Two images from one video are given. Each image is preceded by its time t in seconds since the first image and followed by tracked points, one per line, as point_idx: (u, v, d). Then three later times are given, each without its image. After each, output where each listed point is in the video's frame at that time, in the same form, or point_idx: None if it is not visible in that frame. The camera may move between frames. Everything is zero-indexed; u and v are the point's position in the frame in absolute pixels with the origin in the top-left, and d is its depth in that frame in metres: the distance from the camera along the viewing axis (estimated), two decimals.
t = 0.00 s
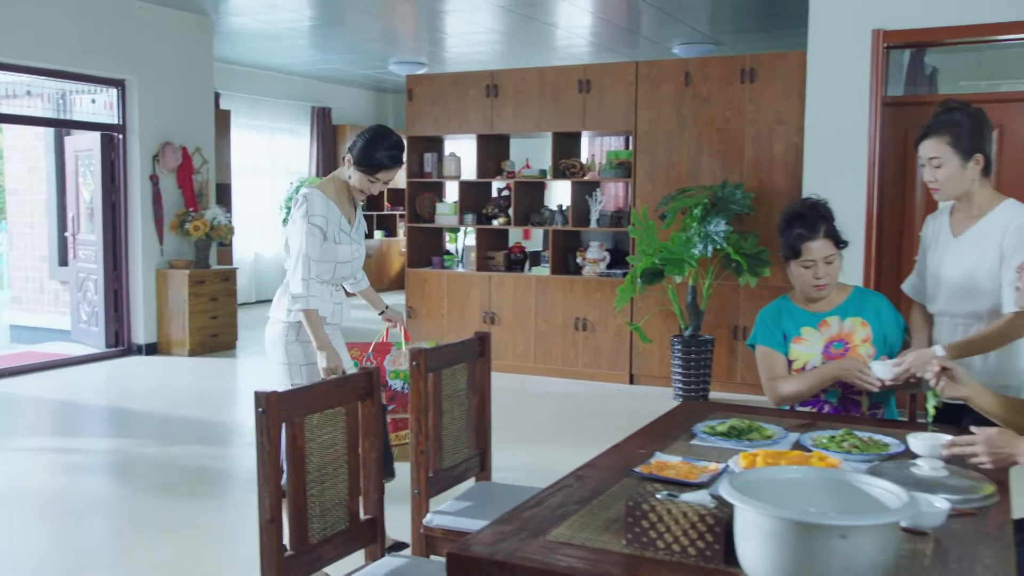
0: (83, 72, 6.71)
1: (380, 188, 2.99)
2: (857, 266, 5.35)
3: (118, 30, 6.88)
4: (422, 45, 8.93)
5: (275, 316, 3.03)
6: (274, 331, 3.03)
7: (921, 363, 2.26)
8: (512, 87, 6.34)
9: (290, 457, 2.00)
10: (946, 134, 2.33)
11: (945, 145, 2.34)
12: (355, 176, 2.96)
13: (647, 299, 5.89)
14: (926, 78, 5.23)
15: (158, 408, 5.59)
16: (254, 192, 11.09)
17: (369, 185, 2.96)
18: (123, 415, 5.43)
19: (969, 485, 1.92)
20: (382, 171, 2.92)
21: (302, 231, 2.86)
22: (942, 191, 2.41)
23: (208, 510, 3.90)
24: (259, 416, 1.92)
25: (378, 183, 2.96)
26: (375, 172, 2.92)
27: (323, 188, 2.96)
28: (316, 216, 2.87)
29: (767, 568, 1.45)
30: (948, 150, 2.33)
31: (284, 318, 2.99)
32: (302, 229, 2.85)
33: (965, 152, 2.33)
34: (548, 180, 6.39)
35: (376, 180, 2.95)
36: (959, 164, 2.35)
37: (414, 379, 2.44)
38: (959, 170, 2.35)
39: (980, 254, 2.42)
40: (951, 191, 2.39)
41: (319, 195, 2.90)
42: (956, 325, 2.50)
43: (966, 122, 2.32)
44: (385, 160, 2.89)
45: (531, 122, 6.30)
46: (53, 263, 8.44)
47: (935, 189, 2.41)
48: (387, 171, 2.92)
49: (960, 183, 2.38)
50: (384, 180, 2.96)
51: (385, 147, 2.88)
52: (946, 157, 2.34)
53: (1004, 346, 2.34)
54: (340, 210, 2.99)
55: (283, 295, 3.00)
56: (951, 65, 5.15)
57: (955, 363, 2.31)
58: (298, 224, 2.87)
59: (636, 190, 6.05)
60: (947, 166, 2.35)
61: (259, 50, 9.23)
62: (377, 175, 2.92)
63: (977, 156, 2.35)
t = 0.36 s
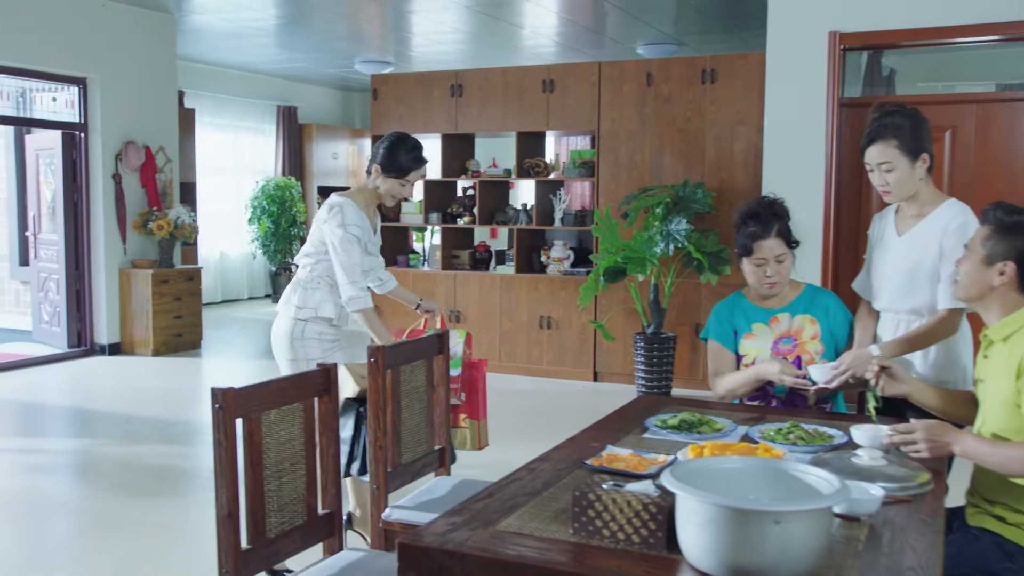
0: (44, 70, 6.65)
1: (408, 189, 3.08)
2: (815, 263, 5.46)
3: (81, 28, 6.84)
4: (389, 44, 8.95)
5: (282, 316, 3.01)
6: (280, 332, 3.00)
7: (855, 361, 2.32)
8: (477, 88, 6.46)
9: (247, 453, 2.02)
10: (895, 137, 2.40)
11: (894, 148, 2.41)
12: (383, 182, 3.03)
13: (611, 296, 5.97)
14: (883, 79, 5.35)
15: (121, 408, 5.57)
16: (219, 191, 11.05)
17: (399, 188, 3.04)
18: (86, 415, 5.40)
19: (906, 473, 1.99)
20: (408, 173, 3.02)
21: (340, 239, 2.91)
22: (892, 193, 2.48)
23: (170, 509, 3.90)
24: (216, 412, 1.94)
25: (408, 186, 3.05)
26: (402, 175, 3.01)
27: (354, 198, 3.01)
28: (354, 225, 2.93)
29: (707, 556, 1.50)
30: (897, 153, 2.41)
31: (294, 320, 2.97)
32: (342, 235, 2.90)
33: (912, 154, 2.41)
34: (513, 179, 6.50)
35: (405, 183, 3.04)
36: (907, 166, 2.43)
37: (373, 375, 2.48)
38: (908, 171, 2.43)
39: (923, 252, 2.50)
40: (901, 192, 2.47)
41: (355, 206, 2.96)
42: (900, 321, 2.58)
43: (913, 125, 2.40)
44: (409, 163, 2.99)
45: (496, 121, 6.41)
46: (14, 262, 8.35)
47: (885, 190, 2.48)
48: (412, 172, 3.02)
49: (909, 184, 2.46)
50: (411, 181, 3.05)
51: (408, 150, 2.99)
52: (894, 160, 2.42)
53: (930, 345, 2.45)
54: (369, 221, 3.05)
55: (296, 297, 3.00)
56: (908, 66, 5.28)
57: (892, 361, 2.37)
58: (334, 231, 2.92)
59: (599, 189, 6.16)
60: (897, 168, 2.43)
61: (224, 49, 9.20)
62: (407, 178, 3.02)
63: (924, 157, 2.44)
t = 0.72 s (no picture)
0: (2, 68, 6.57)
1: (423, 203, 3.12)
2: (775, 262, 5.56)
3: (42, 26, 6.78)
4: (355, 44, 8.95)
5: (301, 330, 3.12)
6: (300, 345, 3.12)
7: (791, 373, 2.40)
8: (441, 88, 6.55)
9: (205, 449, 2.04)
10: (842, 139, 2.47)
11: (842, 150, 2.48)
12: (397, 199, 3.09)
13: (575, 296, 6.04)
14: (842, 81, 5.45)
15: (83, 409, 5.53)
16: (184, 191, 10.99)
17: (413, 203, 3.08)
18: (46, 416, 5.36)
19: (850, 464, 2.01)
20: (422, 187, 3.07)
21: (357, 254, 2.98)
22: (840, 194, 2.55)
23: (132, 510, 3.89)
24: (173, 410, 1.96)
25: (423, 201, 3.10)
26: (416, 189, 3.06)
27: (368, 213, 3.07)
28: (370, 240, 3.00)
29: (653, 545, 1.50)
30: (844, 155, 2.48)
31: (312, 333, 3.09)
32: (358, 251, 2.98)
33: (858, 155, 2.48)
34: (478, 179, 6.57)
35: (420, 198, 3.08)
36: (854, 168, 2.50)
37: (332, 373, 2.50)
38: (854, 172, 2.50)
39: (867, 252, 2.58)
40: (849, 194, 2.54)
41: (369, 221, 3.02)
42: (847, 320, 2.65)
43: (859, 126, 2.47)
44: (420, 176, 3.04)
45: (460, 121, 6.50)
46: None
47: (833, 192, 2.55)
48: (426, 184, 3.07)
49: (857, 185, 2.53)
50: (426, 194, 3.09)
51: (419, 165, 3.03)
52: (841, 161, 2.49)
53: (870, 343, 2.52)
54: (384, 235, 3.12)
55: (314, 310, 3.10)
56: (866, 69, 5.39)
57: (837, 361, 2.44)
58: (351, 246, 2.99)
59: (563, 188, 6.24)
60: (843, 170, 2.50)
61: (187, 48, 9.14)
62: (421, 192, 3.06)
63: (870, 158, 2.51)
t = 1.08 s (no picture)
0: None
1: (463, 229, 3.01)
2: (736, 259, 5.64)
3: None
4: (320, 41, 8.92)
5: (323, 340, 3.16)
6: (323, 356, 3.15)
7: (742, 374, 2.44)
8: (405, 85, 6.58)
9: (164, 446, 2.04)
10: (782, 136, 2.53)
11: (780, 146, 2.54)
12: (436, 228, 2.99)
13: (539, 293, 6.11)
14: (803, 80, 5.55)
15: (41, 408, 5.46)
16: (146, 188, 10.87)
17: (450, 230, 2.98)
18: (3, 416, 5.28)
19: (801, 456, 1.94)
20: (458, 215, 2.96)
21: (396, 281, 3.01)
22: (782, 190, 2.61)
23: (91, 509, 3.86)
24: (130, 408, 1.95)
25: (460, 229, 2.99)
26: (452, 217, 2.96)
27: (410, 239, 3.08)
28: (410, 271, 3.02)
29: (606, 536, 1.46)
30: (781, 151, 2.54)
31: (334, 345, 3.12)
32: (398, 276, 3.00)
33: (796, 153, 2.53)
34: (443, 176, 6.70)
35: (458, 225, 2.98)
36: (791, 165, 2.55)
37: (292, 370, 2.50)
38: (792, 171, 2.55)
39: (815, 252, 2.63)
40: (791, 189, 2.59)
41: (411, 250, 3.03)
42: (799, 318, 2.71)
43: (805, 125, 2.51)
44: (456, 203, 2.93)
45: (425, 119, 6.54)
46: None
47: (776, 187, 2.61)
48: (462, 212, 2.95)
49: (796, 183, 2.58)
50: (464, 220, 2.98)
51: (453, 191, 2.93)
52: (781, 159, 2.55)
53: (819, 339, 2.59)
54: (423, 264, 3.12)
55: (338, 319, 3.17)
56: (828, 68, 5.52)
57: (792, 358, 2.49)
58: (392, 273, 3.01)
59: (528, 186, 6.29)
60: (781, 165, 2.56)
61: (149, 43, 9.05)
62: (458, 218, 2.95)
63: (810, 159, 2.54)
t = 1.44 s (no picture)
0: None
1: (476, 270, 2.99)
2: (703, 254, 5.70)
3: None
4: (286, 36, 8.84)
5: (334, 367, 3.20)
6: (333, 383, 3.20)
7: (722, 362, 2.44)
8: (372, 80, 6.56)
9: (126, 444, 2.02)
10: (746, 131, 2.55)
11: (744, 142, 2.57)
12: (449, 266, 2.97)
13: (507, 288, 6.15)
14: (768, 76, 5.61)
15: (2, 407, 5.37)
16: (109, 183, 10.73)
17: (463, 270, 2.95)
18: None
19: (763, 448, 1.95)
20: (473, 257, 2.93)
21: (407, 319, 3.00)
22: (746, 185, 2.63)
23: (54, 509, 3.81)
24: (92, 405, 1.93)
25: (472, 269, 2.96)
26: (465, 257, 2.93)
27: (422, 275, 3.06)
28: (421, 310, 3.00)
29: (569, 529, 1.47)
30: (745, 146, 2.56)
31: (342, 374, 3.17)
32: (409, 313, 2.98)
33: (760, 149, 2.55)
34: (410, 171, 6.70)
35: (469, 266, 2.95)
36: (755, 160, 2.57)
37: (257, 367, 2.49)
38: (755, 166, 2.58)
39: (779, 246, 2.66)
40: (755, 185, 2.61)
41: (425, 290, 3.01)
42: (764, 313, 2.73)
43: (768, 120, 2.53)
44: (470, 244, 2.90)
45: (392, 115, 6.52)
46: None
47: (740, 182, 2.63)
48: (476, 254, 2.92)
49: (760, 178, 2.59)
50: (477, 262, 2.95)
51: (469, 231, 2.90)
52: (745, 155, 2.58)
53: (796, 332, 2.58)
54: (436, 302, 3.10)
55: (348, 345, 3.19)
56: (791, 65, 5.67)
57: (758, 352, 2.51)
58: (404, 311, 3.00)
59: (496, 181, 6.31)
60: (744, 160, 2.58)
61: (112, 37, 8.92)
62: (470, 259, 2.92)
63: (773, 155, 2.57)
